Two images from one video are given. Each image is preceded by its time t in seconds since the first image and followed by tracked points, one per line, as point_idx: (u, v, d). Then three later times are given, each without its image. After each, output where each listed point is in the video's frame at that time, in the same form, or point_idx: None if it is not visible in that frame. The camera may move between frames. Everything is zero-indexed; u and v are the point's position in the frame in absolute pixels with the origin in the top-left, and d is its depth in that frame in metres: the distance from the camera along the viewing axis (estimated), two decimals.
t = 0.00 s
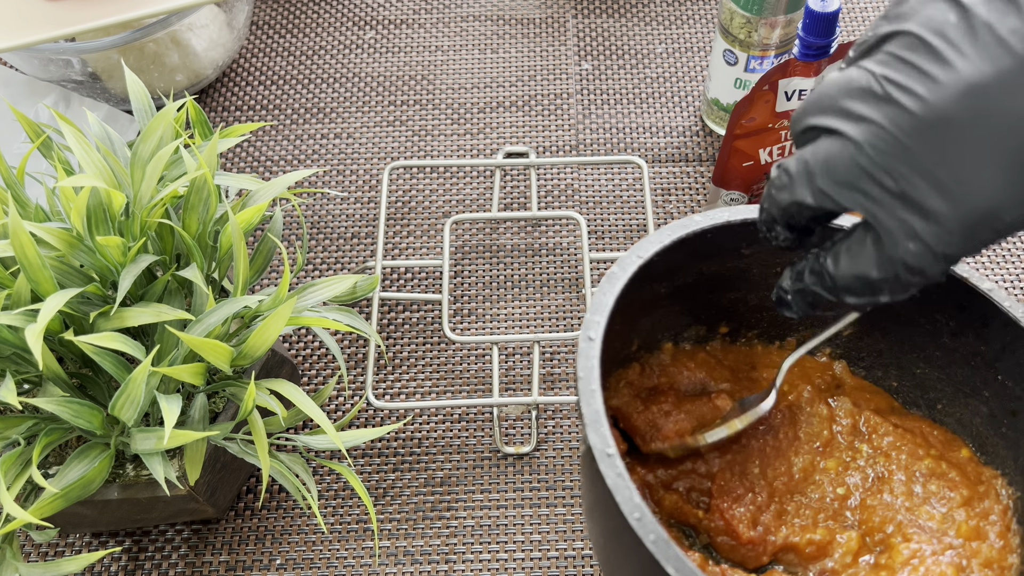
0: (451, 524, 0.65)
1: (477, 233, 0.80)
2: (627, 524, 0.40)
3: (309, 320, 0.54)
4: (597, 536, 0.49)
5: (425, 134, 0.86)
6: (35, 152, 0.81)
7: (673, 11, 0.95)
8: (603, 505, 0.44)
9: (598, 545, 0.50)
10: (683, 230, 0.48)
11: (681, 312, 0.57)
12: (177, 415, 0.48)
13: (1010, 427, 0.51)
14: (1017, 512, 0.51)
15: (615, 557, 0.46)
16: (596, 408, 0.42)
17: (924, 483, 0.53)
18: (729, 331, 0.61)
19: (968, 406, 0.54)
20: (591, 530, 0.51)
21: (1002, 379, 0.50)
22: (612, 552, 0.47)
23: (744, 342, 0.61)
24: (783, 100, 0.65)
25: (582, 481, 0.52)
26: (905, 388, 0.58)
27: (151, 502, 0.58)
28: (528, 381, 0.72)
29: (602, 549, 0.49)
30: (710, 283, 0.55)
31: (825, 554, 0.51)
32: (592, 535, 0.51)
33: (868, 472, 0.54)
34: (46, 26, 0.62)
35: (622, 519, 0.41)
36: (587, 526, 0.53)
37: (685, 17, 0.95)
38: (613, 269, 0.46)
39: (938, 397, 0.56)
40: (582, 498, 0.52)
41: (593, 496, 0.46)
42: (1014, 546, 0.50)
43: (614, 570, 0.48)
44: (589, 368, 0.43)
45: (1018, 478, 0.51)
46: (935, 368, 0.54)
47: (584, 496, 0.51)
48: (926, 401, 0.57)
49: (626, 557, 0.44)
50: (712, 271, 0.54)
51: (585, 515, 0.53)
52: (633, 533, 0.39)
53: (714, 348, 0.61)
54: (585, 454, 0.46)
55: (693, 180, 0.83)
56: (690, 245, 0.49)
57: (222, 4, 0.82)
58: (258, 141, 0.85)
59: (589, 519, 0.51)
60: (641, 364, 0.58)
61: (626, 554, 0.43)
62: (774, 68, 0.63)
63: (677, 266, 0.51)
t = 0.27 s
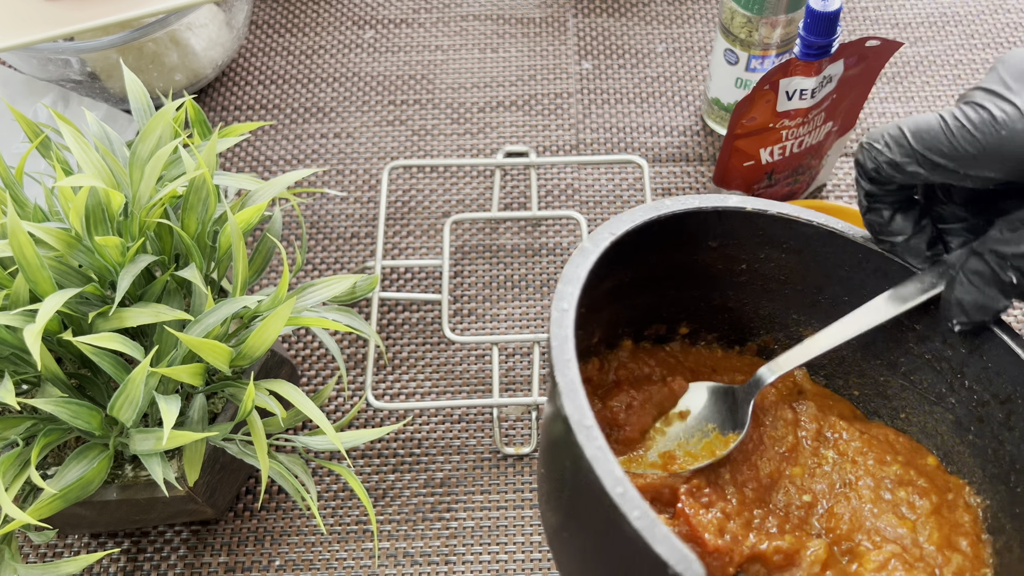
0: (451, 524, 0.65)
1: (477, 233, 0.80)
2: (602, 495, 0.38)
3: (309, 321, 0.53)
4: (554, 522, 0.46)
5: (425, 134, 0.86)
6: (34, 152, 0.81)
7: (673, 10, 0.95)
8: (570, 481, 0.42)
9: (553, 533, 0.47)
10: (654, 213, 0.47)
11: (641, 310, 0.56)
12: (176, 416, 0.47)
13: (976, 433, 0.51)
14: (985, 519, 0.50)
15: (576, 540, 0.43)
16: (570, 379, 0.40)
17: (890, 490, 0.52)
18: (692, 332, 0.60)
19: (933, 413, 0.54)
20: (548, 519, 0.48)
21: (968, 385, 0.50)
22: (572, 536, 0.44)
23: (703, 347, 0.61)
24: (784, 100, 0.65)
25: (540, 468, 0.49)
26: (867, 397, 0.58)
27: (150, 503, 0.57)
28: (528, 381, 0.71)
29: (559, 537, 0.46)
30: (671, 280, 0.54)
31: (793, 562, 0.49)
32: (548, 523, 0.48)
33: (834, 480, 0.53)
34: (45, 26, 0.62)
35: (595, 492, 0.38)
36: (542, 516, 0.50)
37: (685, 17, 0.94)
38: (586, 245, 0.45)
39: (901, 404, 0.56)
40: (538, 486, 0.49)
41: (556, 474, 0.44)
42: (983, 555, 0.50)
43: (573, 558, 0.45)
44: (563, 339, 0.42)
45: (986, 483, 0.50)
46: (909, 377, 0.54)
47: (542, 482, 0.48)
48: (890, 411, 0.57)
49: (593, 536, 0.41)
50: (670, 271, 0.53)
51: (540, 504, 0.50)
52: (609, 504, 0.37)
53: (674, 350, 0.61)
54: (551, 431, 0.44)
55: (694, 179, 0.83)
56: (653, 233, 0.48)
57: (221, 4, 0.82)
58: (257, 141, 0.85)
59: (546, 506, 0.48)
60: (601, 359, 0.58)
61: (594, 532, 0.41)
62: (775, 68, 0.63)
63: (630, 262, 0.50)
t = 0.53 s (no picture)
0: (451, 524, 0.65)
1: (477, 233, 0.80)
2: (551, 415, 0.39)
3: (309, 321, 0.53)
4: (524, 468, 0.47)
5: (425, 133, 0.86)
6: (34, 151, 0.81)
7: (673, 9, 0.95)
8: (532, 414, 0.43)
9: (524, 481, 0.48)
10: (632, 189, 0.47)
11: (622, 283, 0.55)
12: (176, 416, 0.47)
13: (942, 409, 0.49)
14: (949, 487, 0.48)
15: (541, 478, 0.44)
16: (529, 313, 0.41)
17: (856, 457, 0.51)
18: (676, 312, 0.59)
19: (904, 390, 0.52)
20: (520, 469, 0.49)
21: (934, 362, 0.48)
22: (537, 476, 0.45)
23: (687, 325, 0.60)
24: (784, 99, 0.65)
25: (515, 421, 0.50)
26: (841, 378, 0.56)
27: (150, 503, 0.57)
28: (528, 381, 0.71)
29: (529, 482, 0.47)
30: (645, 258, 0.54)
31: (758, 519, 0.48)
32: (521, 473, 0.49)
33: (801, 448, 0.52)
34: (44, 25, 0.62)
35: (547, 416, 0.39)
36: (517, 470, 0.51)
37: (685, 16, 0.94)
38: (561, 209, 0.45)
39: (876, 384, 0.54)
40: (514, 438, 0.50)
41: (524, 413, 0.45)
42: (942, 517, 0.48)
43: (540, 500, 0.46)
44: (527, 280, 0.42)
45: (949, 454, 0.49)
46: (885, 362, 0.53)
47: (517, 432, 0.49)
48: (864, 390, 0.55)
49: (551, 466, 0.42)
50: (645, 247, 0.53)
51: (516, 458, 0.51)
52: (555, 423, 0.38)
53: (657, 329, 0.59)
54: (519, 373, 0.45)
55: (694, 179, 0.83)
56: (630, 207, 0.48)
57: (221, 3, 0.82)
58: (257, 141, 0.85)
59: (519, 456, 0.49)
60: (584, 330, 0.57)
61: (551, 460, 0.42)
62: (775, 67, 0.63)
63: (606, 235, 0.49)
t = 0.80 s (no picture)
0: (451, 525, 0.65)
1: (477, 232, 0.80)
2: (552, 433, 0.36)
3: (308, 321, 0.53)
4: (520, 490, 0.45)
5: (425, 133, 0.86)
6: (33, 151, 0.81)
7: (674, 9, 0.95)
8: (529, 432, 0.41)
9: (519, 502, 0.46)
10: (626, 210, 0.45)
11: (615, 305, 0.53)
12: (175, 416, 0.47)
13: (932, 438, 0.46)
14: (941, 517, 0.45)
15: (537, 499, 0.42)
16: (528, 325, 0.39)
17: (848, 484, 0.48)
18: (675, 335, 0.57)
19: (892, 421, 0.49)
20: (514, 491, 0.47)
21: (925, 392, 0.46)
22: (535, 498, 0.43)
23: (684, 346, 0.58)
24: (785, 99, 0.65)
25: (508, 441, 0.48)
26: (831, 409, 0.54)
27: (149, 504, 0.57)
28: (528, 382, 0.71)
29: (525, 504, 0.45)
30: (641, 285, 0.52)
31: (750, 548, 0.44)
32: (515, 494, 0.47)
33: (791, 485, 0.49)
34: (43, 24, 0.62)
35: (547, 434, 0.37)
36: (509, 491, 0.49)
37: (686, 16, 0.94)
38: (555, 230, 0.43)
39: (863, 413, 0.52)
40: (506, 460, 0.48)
41: (519, 432, 0.43)
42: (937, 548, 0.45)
43: (537, 523, 0.44)
44: (524, 295, 0.40)
45: (942, 484, 0.45)
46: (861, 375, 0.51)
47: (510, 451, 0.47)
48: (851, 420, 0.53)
49: (548, 487, 0.40)
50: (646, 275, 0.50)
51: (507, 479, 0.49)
52: (556, 440, 0.36)
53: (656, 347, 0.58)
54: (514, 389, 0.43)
55: (694, 179, 0.83)
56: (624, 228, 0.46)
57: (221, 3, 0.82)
58: (256, 141, 0.85)
59: (513, 476, 0.47)
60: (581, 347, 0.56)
61: (549, 482, 0.39)
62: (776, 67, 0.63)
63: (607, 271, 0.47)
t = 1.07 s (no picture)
0: (451, 525, 0.65)
1: (476, 232, 0.80)
2: (572, 409, 0.40)
3: (307, 321, 0.53)
4: (530, 435, 0.49)
5: (425, 133, 0.86)
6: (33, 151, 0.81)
7: (674, 9, 0.95)
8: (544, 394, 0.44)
9: (527, 444, 0.51)
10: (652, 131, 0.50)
11: (640, 224, 0.60)
12: (175, 416, 0.47)
13: (950, 366, 0.53)
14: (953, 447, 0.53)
15: (544, 453, 0.47)
16: (555, 302, 0.42)
17: (876, 415, 0.55)
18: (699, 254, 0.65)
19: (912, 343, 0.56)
20: (523, 430, 0.51)
21: (948, 321, 0.53)
22: (541, 450, 0.47)
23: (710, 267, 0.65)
24: (785, 98, 0.64)
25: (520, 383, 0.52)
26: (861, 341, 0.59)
27: (149, 504, 0.57)
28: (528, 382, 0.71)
29: (532, 450, 0.50)
30: (663, 196, 0.58)
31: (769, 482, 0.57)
32: (524, 434, 0.52)
33: (837, 450, 0.55)
34: (42, 24, 0.62)
35: (565, 408, 0.41)
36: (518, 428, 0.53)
37: (686, 15, 0.94)
38: (579, 166, 0.48)
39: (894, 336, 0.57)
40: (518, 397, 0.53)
41: (535, 388, 0.47)
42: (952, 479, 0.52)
43: (539, 470, 0.49)
44: (551, 267, 0.43)
45: (954, 417, 0.53)
46: (883, 298, 0.59)
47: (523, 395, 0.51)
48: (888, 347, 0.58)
49: (558, 448, 0.44)
50: (670, 183, 0.57)
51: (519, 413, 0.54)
52: (589, 440, 0.39)
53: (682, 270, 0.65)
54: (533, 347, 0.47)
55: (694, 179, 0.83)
56: (650, 151, 0.52)
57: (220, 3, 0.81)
58: (256, 140, 0.85)
59: (523, 418, 0.51)
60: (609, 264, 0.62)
61: (558, 444, 0.43)
62: (776, 66, 0.63)
63: (631, 178, 0.54)
